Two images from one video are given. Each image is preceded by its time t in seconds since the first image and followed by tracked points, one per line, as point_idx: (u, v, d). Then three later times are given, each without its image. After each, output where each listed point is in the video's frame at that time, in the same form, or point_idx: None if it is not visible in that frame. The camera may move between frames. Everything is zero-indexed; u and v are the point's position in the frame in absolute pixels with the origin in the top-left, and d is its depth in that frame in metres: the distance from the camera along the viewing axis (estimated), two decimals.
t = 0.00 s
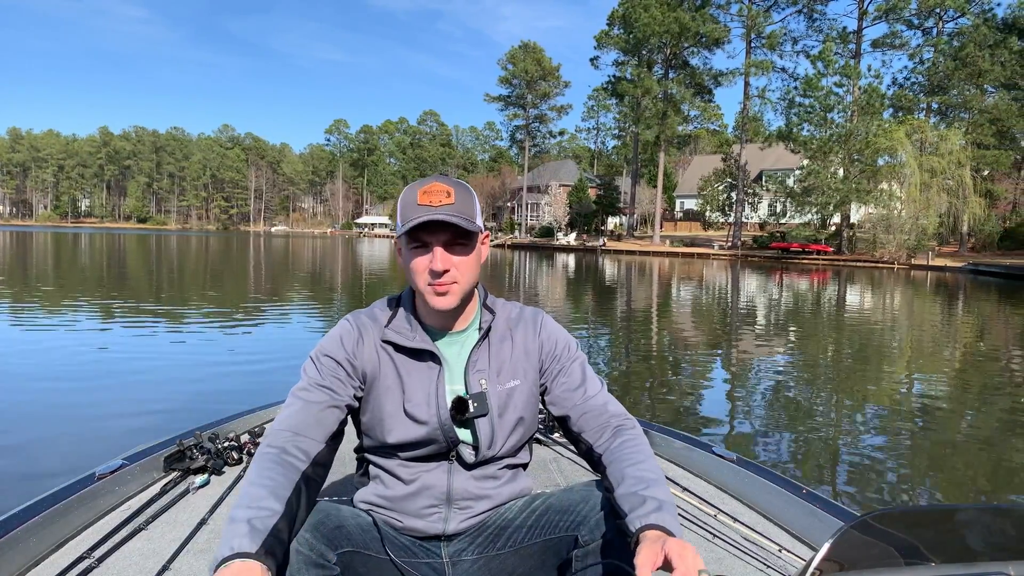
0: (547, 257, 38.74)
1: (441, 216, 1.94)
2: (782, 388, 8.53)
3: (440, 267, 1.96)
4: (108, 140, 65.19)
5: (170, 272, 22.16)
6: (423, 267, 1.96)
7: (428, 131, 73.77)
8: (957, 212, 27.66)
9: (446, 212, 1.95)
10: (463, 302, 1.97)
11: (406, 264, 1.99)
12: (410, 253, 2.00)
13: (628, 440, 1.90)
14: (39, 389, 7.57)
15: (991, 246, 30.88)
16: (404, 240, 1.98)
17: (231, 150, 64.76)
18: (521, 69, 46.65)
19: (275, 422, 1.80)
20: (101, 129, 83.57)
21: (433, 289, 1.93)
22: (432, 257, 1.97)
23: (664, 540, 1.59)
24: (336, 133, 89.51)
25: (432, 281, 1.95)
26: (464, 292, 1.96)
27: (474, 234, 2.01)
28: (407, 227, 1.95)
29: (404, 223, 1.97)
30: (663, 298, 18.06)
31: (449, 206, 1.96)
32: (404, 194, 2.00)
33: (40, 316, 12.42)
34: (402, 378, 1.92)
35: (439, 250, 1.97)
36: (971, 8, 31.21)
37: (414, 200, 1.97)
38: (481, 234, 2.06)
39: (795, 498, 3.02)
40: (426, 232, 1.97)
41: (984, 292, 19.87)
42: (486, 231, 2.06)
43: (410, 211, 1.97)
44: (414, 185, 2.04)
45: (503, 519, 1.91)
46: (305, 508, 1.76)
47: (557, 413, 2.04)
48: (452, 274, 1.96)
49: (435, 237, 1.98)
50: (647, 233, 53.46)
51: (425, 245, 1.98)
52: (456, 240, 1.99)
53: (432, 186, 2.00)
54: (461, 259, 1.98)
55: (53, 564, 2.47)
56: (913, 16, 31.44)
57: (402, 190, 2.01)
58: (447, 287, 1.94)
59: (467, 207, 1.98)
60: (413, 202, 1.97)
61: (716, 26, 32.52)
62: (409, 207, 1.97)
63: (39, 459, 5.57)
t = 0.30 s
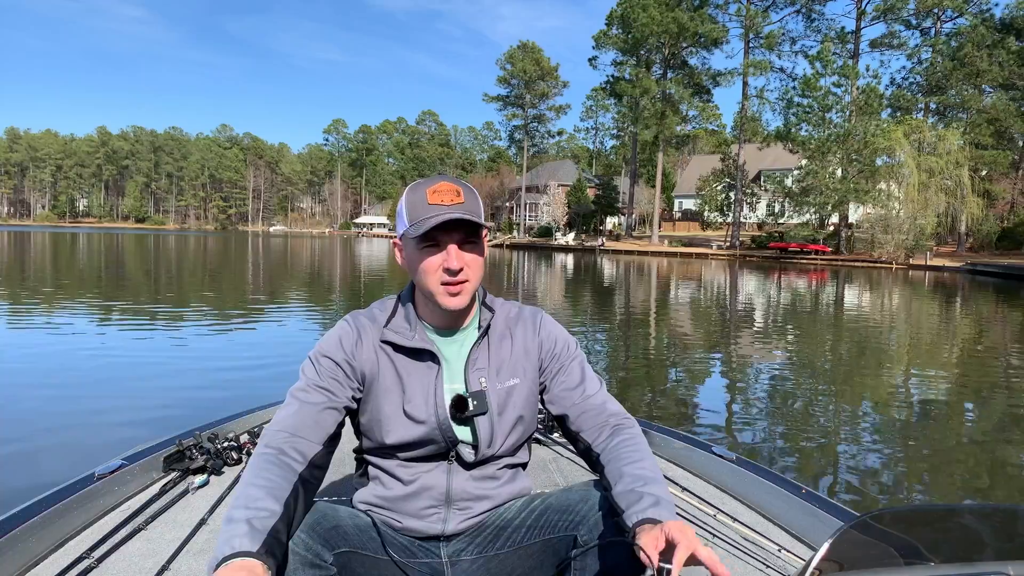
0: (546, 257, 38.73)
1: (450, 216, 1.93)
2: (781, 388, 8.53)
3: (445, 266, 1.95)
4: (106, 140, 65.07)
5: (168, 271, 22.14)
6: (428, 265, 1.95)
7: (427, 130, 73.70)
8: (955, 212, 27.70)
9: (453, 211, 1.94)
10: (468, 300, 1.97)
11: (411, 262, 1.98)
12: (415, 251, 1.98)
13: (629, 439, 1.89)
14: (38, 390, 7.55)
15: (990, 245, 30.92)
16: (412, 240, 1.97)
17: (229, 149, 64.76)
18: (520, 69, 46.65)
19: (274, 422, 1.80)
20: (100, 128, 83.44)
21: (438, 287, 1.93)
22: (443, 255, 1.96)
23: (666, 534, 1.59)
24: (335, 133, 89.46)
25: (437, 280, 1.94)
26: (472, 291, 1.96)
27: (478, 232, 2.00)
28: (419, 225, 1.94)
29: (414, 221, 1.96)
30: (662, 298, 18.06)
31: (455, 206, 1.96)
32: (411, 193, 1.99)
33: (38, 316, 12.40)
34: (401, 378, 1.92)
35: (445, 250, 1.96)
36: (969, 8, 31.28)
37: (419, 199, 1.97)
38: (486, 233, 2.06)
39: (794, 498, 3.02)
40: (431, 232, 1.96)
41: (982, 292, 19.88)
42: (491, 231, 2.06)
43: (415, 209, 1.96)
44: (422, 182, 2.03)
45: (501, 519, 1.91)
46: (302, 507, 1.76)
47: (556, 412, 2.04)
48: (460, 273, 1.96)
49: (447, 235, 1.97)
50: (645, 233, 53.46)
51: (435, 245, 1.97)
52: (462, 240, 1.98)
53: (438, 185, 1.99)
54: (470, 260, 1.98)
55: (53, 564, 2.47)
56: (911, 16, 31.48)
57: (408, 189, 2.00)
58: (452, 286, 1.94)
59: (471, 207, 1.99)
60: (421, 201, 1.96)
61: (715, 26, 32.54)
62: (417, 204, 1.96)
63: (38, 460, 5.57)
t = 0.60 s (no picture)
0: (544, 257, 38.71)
1: (454, 214, 1.94)
2: (779, 388, 8.53)
3: (448, 264, 1.95)
4: (104, 139, 64.98)
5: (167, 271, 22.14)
6: (430, 264, 1.95)
7: (425, 130, 73.68)
8: (954, 212, 27.75)
9: (456, 209, 1.94)
10: (469, 299, 1.96)
11: (414, 259, 1.99)
12: (417, 248, 1.98)
13: (630, 439, 1.89)
14: (36, 390, 7.54)
15: (987, 245, 30.96)
16: (415, 237, 1.96)
17: (227, 149, 64.71)
18: (519, 69, 46.66)
19: (274, 421, 1.80)
20: (98, 128, 83.35)
21: (441, 285, 1.93)
22: (444, 254, 1.96)
23: (670, 534, 1.59)
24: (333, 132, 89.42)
25: (439, 277, 1.94)
26: (474, 289, 1.96)
27: (480, 232, 2.01)
28: (422, 223, 1.94)
29: (418, 219, 1.96)
30: (660, 298, 18.06)
31: (459, 205, 1.96)
32: (414, 192, 1.99)
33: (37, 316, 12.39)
34: (402, 377, 1.92)
35: (448, 248, 1.96)
36: (967, 8, 31.35)
37: (422, 198, 1.97)
38: (489, 232, 2.06)
39: (795, 498, 3.01)
40: (433, 230, 1.96)
41: (980, 292, 19.88)
42: (494, 231, 2.05)
43: (418, 208, 1.97)
44: (423, 182, 2.03)
45: (502, 519, 1.91)
46: (302, 507, 1.75)
47: (557, 412, 2.04)
48: (462, 272, 1.96)
49: (450, 233, 1.97)
50: (644, 233, 53.51)
51: (437, 242, 1.97)
52: (465, 238, 1.98)
53: (442, 184, 2.00)
54: (471, 258, 1.98)
55: (53, 565, 2.47)
56: (909, 17, 31.55)
57: (410, 188, 2.00)
58: (454, 283, 1.94)
59: (475, 206, 1.99)
60: (425, 199, 1.96)
61: (713, 26, 32.58)
62: (420, 203, 1.96)
63: (37, 459, 5.57)
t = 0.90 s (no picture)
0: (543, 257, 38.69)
1: (454, 215, 1.93)
2: (778, 388, 8.54)
3: (447, 266, 1.95)
4: (102, 139, 64.84)
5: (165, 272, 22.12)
6: (430, 264, 1.96)
7: (424, 130, 73.64)
8: (952, 211, 27.80)
9: (457, 210, 1.94)
10: (469, 299, 1.97)
11: (414, 260, 1.98)
12: (417, 249, 1.98)
13: (628, 439, 1.89)
14: (35, 391, 7.54)
15: (985, 246, 31.01)
16: (414, 238, 1.96)
17: (226, 150, 64.66)
18: (517, 69, 46.68)
19: (272, 421, 1.80)
20: (96, 129, 83.22)
21: (442, 286, 1.93)
22: (444, 255, 1.96)
23: (669, 533, 1.58)
24: (332, 133, 89.34)
25: (441, 278, 1.94)
26: (473, 291, 1.97)
27: (480, 232, 2.01)
28: (421, 224, 1.94)
29: (417, 220, 1.96)
30: (659, 298, 18.06)
31: (459, 206, 1.96)
32: (415, 191, 1.99)
33: (36, 316, 12.39)
34: (401, 378, 1.92)
35: (448, 248, 1.96)
36: (965, 9, 31.41)
37: (422, 198, 1.97)
38: (489, 232, 2.05)
39: (795, 497, 3.01)
40: (434, 230, 1.95)
41: (978, 292, 19.88)
42: (493, 231, 2.05)
43: (418, 208, 1.97)
44: (423, 182, 2.03)
45: (500, 519, 1.91)
46: (301, 507, 1.75)
47: (556, 412, 2.04)
48: (461, 273, 1.96)
49: (450, 234, 1.96)
50: (642, 233, 53.55)
51: (436, 243, 1.97)
52: (466, 239, 1.98)
53: (442, 185, 2.00)
54: (471, 259, 1.99)
55: (52, 565, 2.47)
56: (908, 17, 31.61)
57: (410, 189, 2.01)
58: (454, 285, 1.94)
59: (476, 206, 1.99)
60: (425, 200, 1.96)
61: (712, 27, 32.57)
62: (420, 204, 1.96)
63: (36, 459, 5.57)
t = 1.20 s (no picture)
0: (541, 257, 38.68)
1: (453, 217, 1.93)
2: (777, 388, 8.56)
3: (447, 268, 1.95)
4: (100, 139, 64.69)
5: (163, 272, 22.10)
6: (430, 266, 1.95)
7: (422, 130, 73.61)
8: (949, 212, 27.86)
9: (457, 212, 1.94)
10: (469, 302, 1.97)
11: (413, 263, 1.99)
12: (417, 251, 1.97)
13: (628, 439, 1.89)
14: (32, 391, 7.52)
15: (983, 246, 31.06)
16: (414, 240, 1.96)
17: (224, 150, 64.57)
18: (516, 68, 46.64)
19: (272, 422, 1.79)
20: (93, 129, 83.00)
21: (441, 287, 1.93)
22: (444, 257, 1.96)
23: (668, 534, 1.58)
24: (330, 133, 89.30)
25: (440, 280, 1.94)
26: (472, 292, 1.96)
27: (480, 235, 2.01)
28: (420, 227, 1.94)
29: (418, 221, 1.96)
30: (658, 298, 18.06)
31: (459, 207, 1.95)
32: (415, 193, 1.99)
33: (34, 317, 12.37)
34: (401, 378, 1.91)
35: (448, 251, 1.96)
36: (963, 9, 31.46)
37: (423, 200, 1.96)
38: (489, 233, 2.05)
39: (795, 498, 3.01)
40: (434, 233, 1.95)
41: (976, 292, 19.89)
42: (493, 232, 2.06)
43: (419, 210, 1.96)
44: (423, 184, 2.03)
45: (501, 519, 1.91)
46: (301, 505, 1.75)
47: (556, 412, 2.04)
48: (461, 275, 1.96)
49: (450, 236, 1.96)
50: (641, 233, 53.58)
51: (436, 246, 1.97)
52: (465, 241, 1.98)
53: (442, 187, 1.99)
54: (471, 261, 1.98)
55: (52, 564, 2.46)
56: (906, 17, 31.65)
57: (410, 189, 2.00)
58: (453, 287, 1.94)
59: (476, 207, 1.99)
60: (425, 201, 1.96)
61: (710, 27, 32.58)
62: (420, 204, 1.96)
63: (35, 460, 5.57)
